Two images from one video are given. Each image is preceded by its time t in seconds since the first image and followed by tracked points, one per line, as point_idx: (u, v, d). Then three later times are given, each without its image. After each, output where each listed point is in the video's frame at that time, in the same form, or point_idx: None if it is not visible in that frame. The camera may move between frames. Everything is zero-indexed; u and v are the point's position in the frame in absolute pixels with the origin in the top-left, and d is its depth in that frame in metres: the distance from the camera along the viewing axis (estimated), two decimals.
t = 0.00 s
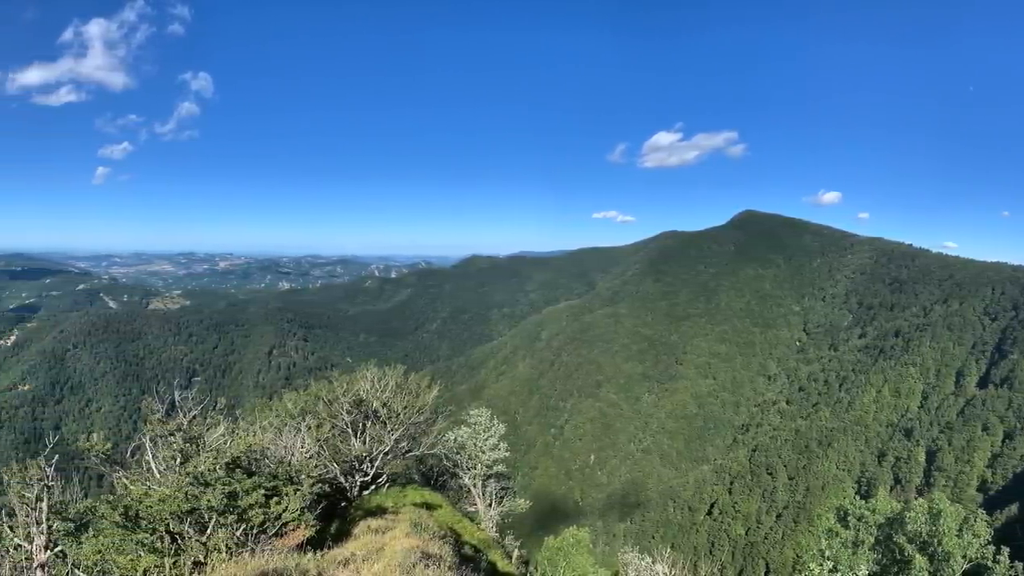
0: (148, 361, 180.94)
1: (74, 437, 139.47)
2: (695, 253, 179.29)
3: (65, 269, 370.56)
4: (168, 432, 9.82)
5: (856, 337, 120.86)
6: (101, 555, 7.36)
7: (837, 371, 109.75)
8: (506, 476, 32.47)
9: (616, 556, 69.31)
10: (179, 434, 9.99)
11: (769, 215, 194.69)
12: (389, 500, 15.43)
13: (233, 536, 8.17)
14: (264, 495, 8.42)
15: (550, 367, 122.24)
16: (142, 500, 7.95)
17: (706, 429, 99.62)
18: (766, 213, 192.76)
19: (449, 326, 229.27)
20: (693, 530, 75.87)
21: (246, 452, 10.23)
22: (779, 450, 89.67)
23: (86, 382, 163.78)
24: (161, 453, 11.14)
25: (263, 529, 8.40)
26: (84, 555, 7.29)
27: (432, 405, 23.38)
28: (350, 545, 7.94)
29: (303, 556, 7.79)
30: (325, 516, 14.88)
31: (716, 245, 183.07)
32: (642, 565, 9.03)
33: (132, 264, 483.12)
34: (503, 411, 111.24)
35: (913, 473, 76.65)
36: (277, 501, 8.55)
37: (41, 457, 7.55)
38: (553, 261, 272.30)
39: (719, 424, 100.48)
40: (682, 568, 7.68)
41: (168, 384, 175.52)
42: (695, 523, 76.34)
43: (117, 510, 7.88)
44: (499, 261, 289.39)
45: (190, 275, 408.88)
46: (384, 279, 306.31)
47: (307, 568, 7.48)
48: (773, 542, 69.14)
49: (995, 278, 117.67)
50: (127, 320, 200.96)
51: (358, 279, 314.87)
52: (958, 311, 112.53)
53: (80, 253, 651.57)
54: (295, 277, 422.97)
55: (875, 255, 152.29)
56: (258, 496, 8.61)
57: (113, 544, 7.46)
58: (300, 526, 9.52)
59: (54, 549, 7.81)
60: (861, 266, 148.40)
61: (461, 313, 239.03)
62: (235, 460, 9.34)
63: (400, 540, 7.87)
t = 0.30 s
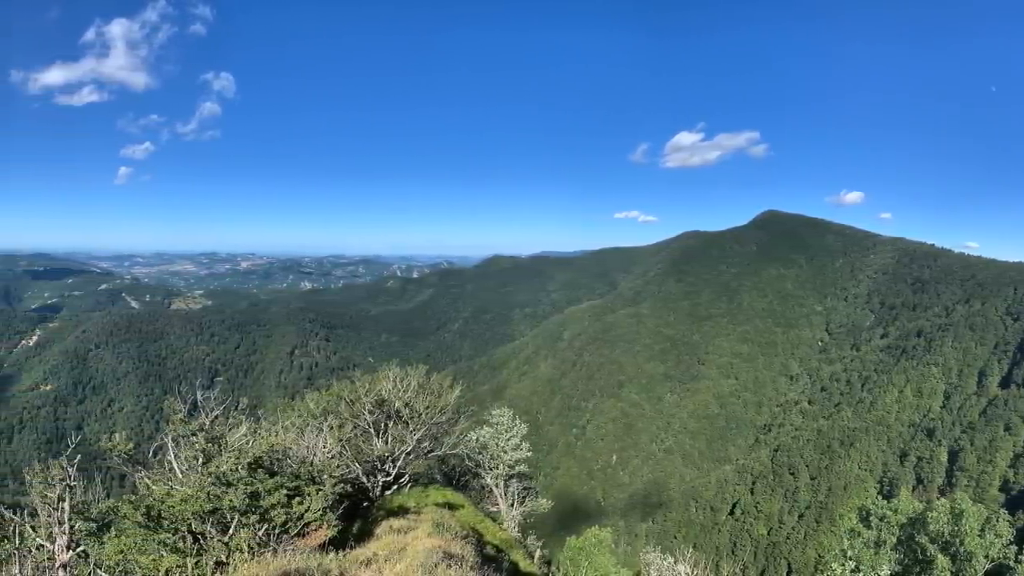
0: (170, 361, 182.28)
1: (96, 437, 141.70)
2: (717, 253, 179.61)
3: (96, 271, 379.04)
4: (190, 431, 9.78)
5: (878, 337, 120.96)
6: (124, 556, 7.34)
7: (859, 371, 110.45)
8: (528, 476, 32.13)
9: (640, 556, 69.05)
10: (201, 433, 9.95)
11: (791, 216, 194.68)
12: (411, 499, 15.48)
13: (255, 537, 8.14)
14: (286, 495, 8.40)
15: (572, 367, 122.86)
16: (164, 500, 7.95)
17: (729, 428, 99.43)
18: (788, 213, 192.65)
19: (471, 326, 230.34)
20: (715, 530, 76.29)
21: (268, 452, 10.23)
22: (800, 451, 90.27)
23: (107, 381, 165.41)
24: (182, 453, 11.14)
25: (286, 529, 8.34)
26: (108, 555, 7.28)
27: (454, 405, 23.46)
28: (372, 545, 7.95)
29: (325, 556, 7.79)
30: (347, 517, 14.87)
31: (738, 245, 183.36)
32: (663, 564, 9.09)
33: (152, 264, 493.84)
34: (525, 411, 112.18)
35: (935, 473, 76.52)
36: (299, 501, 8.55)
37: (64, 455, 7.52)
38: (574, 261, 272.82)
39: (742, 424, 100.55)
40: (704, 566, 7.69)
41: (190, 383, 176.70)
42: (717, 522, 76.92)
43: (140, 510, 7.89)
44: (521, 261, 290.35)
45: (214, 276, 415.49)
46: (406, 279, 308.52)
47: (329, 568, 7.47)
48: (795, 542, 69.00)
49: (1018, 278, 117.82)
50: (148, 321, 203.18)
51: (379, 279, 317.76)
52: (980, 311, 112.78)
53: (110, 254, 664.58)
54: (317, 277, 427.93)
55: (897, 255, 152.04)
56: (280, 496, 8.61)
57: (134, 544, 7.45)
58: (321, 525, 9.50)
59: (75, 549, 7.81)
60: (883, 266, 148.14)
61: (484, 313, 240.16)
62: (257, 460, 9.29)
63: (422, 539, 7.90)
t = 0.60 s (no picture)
0: (192, 361, 182.94)
1: (120, 437, 143.02)
2: (739, 252, 178.65)
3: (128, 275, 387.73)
4: (213, 432, 9.76)
5: (901, 337, 120.41)
6: (146, 556, 7.37)
7: (881, 371, 109.90)
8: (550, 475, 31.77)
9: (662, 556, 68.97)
10: (223, 433, 9.96)
11: (812, 216, 194.50)
12: (433, 500, 15.50)
13: (276, 536, 8.17)
14: (308, 495, 8.41)
15: (594, 367, 122.83)
16: (186, 500, 7.98)
17: (750, 429, 98.27)
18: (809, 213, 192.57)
19: (494, 326, 232.15)
20: (737, 530, 76.36)
21: (290, 451, 10.23)
22: (823, 450, 89.65)
23: (129, 381, 166.35)
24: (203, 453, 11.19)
25: (307, 528, 8.36)
26: (130, 555, 7.34)
27: (475, 405, 23.47)
28: (394, 545, 7.95)
29: (346, 555, 7.80)
30: (369, 516, 14.83)
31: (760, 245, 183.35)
32: (684, 564, 9.03)
33: (176, 265, 505.98)
34: (547, 411, 112.68)
35: (957, 473, 76.65)
36: (321, 500, 8.57)
37: (86, 455, 7.50)
38: (596, 261, 272.65)
39: (765, 423, 99.10)
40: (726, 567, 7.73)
41: (212, 383, 177.31)
42: (739, 522, 77.06)
43: (161, 510, 7.86)
44: (544, 261, 291.53)
45: (239, 282, 425.61)
46: (428, 279, 310.20)
47: (351, 567, 7.49)
48: (817, 542, 69.10)
49: None
50: (170, 320, 203.39)
51: (400, 279, 320.43)
52: (1002, 311, 114.52)
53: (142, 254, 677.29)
54: (338, 277, 457.41)
55: (919, 255, 151.68)
56: (302, 496, 8.60)
57: (156, 543, 7.44)
58: (343, 525, 9.47)
59: (98, 547, 7.87)
60: (905, 266, 147.40)
61: (506, 314, 241.00)
62: (279, 460, 9.25)
63: (444, 540, 7.90)
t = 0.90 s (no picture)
0: (214, 361, 184.55)
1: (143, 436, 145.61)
2: (764, 255, 178.20)
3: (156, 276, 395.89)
4: (235, 431, 9.67)
5: (922, 337, 121.27)
6: (168, 556, 7.42)
7: (903, 371, 110.60)
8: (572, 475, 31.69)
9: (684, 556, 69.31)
10: (244, 433, 9.85)
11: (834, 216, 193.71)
12: (456, 500, 15.54)
13: (298, 536, 8.15)
14: (330, 495, 8.41)
15: (616, 367, 122.76)
16: (208, 501, 7.97)
17: (773, 429, 98.99)
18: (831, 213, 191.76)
19: (516, 326, 233.55)
20: (759, 530, 76.94)
21: (313, 452, 10.15)
22: (845, 450, 89.00)
23: (151, 381, 168.96)
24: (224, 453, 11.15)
25: (329, 529, 8.35)
26: (151, 556, 7.37)
27: (498, 405, 23.39)
28: (416, 545, 7.96)
29: (368, 556, 7.80)
30: (391, 516, 14.81)
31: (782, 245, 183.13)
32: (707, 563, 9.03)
33: (201, 266, 518.55)
34: (569, 411, 113.42)
35: (979, 474, 76.59)
36: (343, 500, 8.55)
37: (109, 456, 7.50)
38: (619, 260, 272.07)
39: (788, 423, 100.41)
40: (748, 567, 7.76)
41: (235, 384, 178.63)
42: (761, 523, 77.52)
43: (184, 510, 7.88)
44: (565, 262, 292.02)
45: (265, 282, 432.57)
46: (450, 279, 311.49)
47: (373, 567, 7.50)
48: (840, 542, 69.25)
49: None
50: (192, 320, 203.70)
51: (423, 279, 322.42)
52: None
53: (172, 255, 691.68)
54: (360, 277, 457.70)
55: (941, 255, 150.84)
56: (323, 497, 8.58)
57: (178, 545, 7.47)
58: (364, 526, 9.45)
59: (119, 549, 7.88)
60: (926, 266, 147.12)
61: (528, 314, 242.52)
62: (300, 460, 9.22)
63: (467, 540, 7.88)
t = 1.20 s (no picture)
0: (236, 361, 186.96)
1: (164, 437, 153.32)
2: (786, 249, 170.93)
3: (184, 279, 407.63)
4: (256, 430, 9.61)
5: (945, 337, 120.72)
6: (191, 556, 7.49)
7: (926, 370, 109.26)
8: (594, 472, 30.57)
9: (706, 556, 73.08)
10: (266, 433, 9.81)
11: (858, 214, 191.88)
12: (478, 500, 15.62)
13: (321, 536, 8.14)
14: (353, 495, 8.38)
15: (638, 366, 122.31)
16: (230, 500, 7.96)
17: (796, 428, 98.46)
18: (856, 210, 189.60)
19: (539, 326, 233.95)
20: (781, 530, 77.64)
21: (335, 452, 10.11)
22: (866, 450, 88.56)
23: (173, 381, 172.90)
24: (246, 453, 11.14)
25: (353, 529, 8.34)
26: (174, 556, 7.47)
27: (520, 406, 23.35)
28: (438, 545, 7.92)
29: (389, 556, 7.79)
30: (413, 515, 14.86)
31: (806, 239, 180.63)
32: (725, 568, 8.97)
33: (228, 270, 536.31)
34: (591, 411, 113.90)
35: (1002, 474, 78.26)
36: (365, 501, 8.54)
37: (130, 456, 7.47)
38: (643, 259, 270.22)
39: (809, 422, 98.81)
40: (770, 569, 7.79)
41: (257, 384, 180.43)
42: (783, 523, 78.33)
43: (206, 510, 7.82)
44: (587, 261, 291.71)
45: (290, 284, 441.85)
46: (473, 279, 312.48)
47: (396, 567, 7.49)
48: (862, 542, 70.24)
49: None
50: (215, 320, 203.21)
51: (446, 279, 322.88)
52: None
53: (201, 257, 709.26)
54: (383, 278, 484.97)
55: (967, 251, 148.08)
56: (346, 496, 8.57)
57: (201, 545, 7.50)
58: (387, 526, 9.38)
59: (141, 548, 7.91)
60: (949, 265, 143.59)
61: (551, 314, 243.78)
62: (323, 460, 9.17)
63: (490, 541, 7.87)
